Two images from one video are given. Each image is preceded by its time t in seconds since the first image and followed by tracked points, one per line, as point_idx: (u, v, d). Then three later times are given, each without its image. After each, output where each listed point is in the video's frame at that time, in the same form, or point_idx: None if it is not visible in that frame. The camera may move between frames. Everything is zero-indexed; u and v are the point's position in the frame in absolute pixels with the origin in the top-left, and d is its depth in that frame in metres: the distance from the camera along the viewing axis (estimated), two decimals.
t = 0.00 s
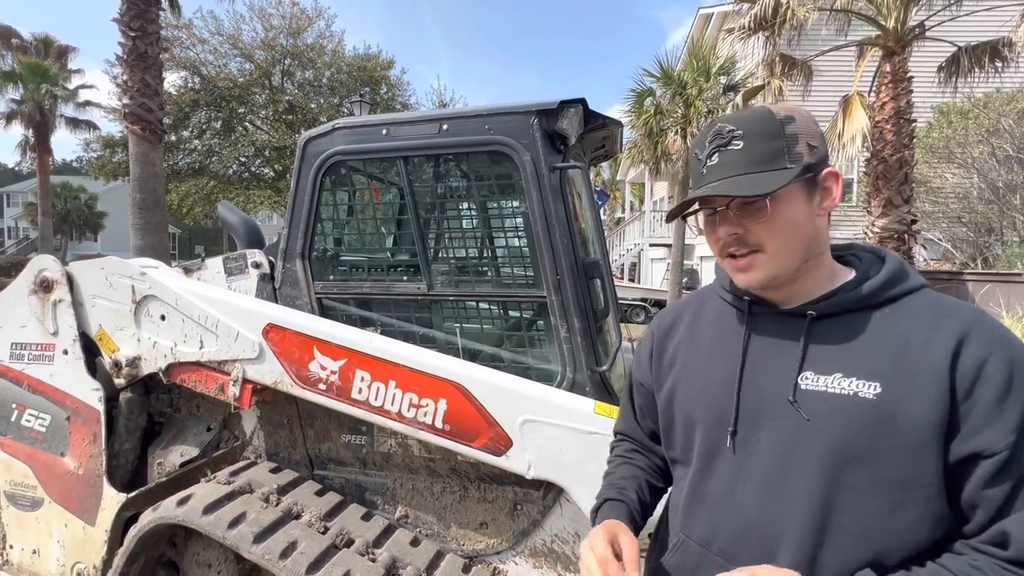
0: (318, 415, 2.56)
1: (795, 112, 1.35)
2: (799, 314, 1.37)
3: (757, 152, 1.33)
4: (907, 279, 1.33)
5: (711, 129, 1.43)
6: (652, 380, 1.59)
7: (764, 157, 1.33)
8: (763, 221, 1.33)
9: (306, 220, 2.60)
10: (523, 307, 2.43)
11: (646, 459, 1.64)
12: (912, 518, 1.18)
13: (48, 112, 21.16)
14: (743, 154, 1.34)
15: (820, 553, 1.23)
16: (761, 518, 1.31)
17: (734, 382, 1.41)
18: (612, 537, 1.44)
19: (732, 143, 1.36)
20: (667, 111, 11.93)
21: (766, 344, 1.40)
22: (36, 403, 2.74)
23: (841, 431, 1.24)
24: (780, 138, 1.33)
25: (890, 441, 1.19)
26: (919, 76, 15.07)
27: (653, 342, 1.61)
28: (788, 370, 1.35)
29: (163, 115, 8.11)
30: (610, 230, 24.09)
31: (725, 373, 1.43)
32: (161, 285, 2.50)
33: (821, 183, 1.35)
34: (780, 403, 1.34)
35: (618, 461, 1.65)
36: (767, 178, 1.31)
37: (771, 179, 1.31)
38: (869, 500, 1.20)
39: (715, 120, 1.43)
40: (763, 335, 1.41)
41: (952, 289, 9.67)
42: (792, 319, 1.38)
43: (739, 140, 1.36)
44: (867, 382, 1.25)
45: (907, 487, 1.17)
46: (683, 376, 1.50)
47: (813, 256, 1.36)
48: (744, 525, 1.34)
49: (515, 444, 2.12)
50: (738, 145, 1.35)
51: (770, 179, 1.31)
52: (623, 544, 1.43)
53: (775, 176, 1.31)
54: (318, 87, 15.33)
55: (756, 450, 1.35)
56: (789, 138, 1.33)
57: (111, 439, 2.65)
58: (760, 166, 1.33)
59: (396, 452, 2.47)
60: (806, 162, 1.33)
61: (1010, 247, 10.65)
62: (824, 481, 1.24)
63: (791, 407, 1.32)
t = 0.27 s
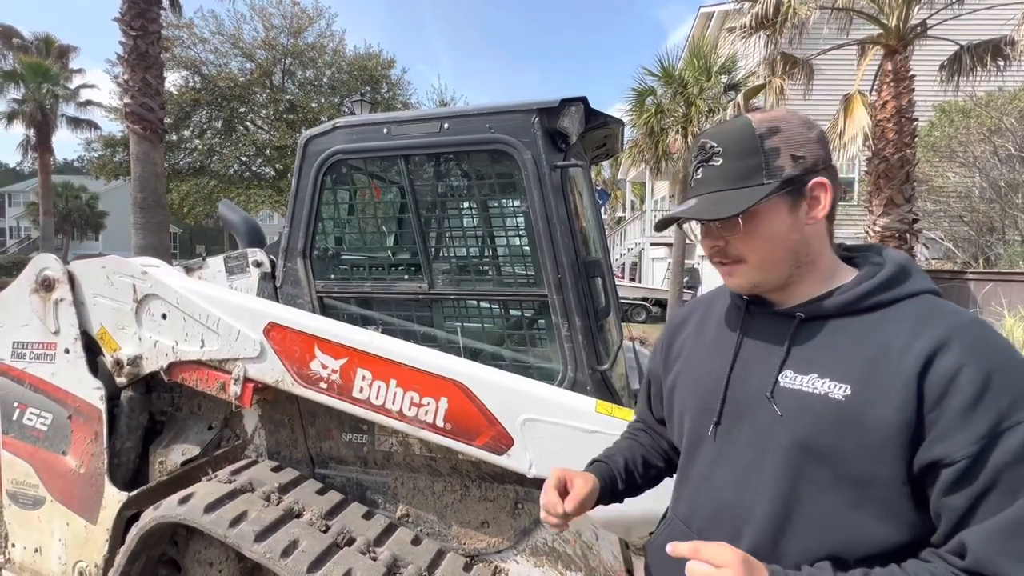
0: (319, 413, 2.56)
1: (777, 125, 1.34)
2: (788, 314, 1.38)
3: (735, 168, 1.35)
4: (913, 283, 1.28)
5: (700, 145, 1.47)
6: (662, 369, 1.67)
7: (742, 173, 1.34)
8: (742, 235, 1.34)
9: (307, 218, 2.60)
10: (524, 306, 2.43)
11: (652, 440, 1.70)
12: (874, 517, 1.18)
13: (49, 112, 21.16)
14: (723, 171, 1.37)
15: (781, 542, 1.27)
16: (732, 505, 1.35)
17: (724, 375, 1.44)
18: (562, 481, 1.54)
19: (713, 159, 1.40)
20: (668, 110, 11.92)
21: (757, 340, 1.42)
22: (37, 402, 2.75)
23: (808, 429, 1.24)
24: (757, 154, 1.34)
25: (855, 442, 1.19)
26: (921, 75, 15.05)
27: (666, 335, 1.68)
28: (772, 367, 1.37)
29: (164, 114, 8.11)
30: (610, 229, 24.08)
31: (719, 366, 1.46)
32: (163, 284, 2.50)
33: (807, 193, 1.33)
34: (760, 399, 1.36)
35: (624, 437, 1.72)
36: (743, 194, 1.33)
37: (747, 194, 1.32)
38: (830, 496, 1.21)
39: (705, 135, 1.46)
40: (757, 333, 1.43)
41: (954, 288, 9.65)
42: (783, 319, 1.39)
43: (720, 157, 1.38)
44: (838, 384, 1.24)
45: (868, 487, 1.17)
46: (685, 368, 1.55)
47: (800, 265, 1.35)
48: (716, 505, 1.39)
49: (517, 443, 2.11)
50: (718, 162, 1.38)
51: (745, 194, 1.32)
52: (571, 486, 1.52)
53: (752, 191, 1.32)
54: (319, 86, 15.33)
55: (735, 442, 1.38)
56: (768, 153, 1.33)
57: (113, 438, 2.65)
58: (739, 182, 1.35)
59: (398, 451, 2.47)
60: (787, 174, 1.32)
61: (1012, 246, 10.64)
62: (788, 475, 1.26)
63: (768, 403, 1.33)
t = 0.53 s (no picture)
0: (321, 412, 2.57)
1: (789, 126, 1.33)
2: (781, 313, 1.38)
3: (745, 166, 1.35)
4: (907, 280, 1.27)
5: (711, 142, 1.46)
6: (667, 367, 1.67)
7: (751, 172, 1.34)
8: (749, 232, 1.34)
9: (310, 217, 2.60)
10: (527, 305, 2.42)
11: (664, 438, 1.70)
12: (852, 510, 1.17)
13: (51, 112, 21.18)
14: (732, 168, 1.37)
15: (762, 534, 1.27)
16: (718, 500, 1.36)
17: (718, 372, 1.45)
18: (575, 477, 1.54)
19: (723, 157, 1.39)
20: (669, 109, 11.91)
21: (752, 336, 1.42)
22: (40, 401, 2.75)
23: (790, 423, 1.25)
24: (768, 153, 1.33)
25: (834, 436, 1.19)
26: (923, 74, 15.02)
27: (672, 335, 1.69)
28: (762, 363, 1.37)
29: (165, 114, 8.12)
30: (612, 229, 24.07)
31: (716, 364, 1.46)
32: (166, 284, 2.50)
33: (813, 195, 1.33)
34: (749, 395, 1.36)
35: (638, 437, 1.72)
36: (752, 191, 1.33)
37: (755, 193, 1.32)
38: (810, 489, 1.21)
39: (717, 132, 1.46)
40: (752, 331, 1.43)
41: (957, 287, 9.64)
42: (775, 316, 1.40)
43: (731, 154, 1.38)
44: (819, 379, 1.24)
45: (846, 480, 1.17)
46: (686, 367, 1.56)
47: (802, 265, 1.35)
48: (705, 496, 1.39)
49: (520, 442, 2.11)
50: (729, 159, 1.38)
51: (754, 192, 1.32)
52: (584, 483, 1.52)
53: (760, 190, 1.32)
54: (320, 86, 15.34)
55: (725, 438, 1.38)
56: (778, 153, 1.33)
57: (116, 437, 2.65)
58: (747, 181, 1.34)
59: (400, 450, 2.47)
60: (795, 176, 1.32)
61: (1015, 245, 10.61)
62: (770, 469, 1.26)
63: (756, 399, 1.33)
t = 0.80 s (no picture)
0: (323, 412, 2.57)
1: (789, 123, 1.34)
2: (778, 309, 1.38)
3: (747, 159, 1.34)
4: (904, 276, 1.28)
5: (711, 137, 1.46)
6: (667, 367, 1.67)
7: (750, 166, 1.34)
8: (749, 225, 1.33)
9: (311, 217, 2.60)
10: (528, 305, 2.42)
11: (663, 439, 1.70)
12: (853, 505, 1.17)
13: (53, 112, 21.19)
14: (733, 162, 1.36)
15: (763, 530, 1.26)
16: (719, 497, 1.35)
17: (718, 370, 1.44)
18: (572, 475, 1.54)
19: (724, 150, 1.39)
20: (671, 109, 11.90)
21: (751, 334, 1.42)
22: (43, 400, 2.75)
23: (789, 417, 1.24)
24: (768, 147, 1.33)
25: (833, 429, 1.19)
26: (925, 73, 14.99)
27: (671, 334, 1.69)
28: (761, 360, 1.37)
29: (167, 114, 8.12)
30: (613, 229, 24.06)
31: (716, 363, 1.46)
32: (167, 283, 2.50)
33: (812, 189, 1.33)
34: (748, 391, 1.35)
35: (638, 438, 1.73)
36: (753, 184, 1.32)
37: (756, 186, 1.31)
38: (810, 484, 1.21)
39: (718, 127, 1.45)
40: (751, 329, 1.43)
41: (959, 287, 9.63)
42: (773, 313, 1.39)
43: (731, 148, 1.38)
44: (818, 372, 1.24)
45: (846, 474, 1.17)
46: (686, 367, 1.55)
47: (801, 259, 1.34)
48: (706, 494, 1.39)
49: (522, 441, 2.11)
50: (730, 153, 1.37)
51: (755, 184, 1.32)
52: (582, 481, 1.51)
53: (760, 183, 1.32)
54: (322, 86, 15.35)
55: (725, 435, 1.38)
56: (779, 148, 1.33)
57: (118, 437, 2.65)
58: (748, 174, 1.34)
59: (401, 450, 2.47)
60: (794, 169, 1.32)
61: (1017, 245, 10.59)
62: (770, 464, 1.26)
63: (756, 395, 1.33)
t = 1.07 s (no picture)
0: (325, 412, 2.57)
1: (784, 120, 1.34)
2: (778, 310, 1.38)
3: (744, 157, 1.34)
4: (897, 275, 1.29)
5: (706, 137, 1.46)
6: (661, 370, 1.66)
7: (750, 162, 1.34)
8: (750, 221, 1.33)
9: (313, 217, 2.60)
10: (530, 304, 2.43)
11: (656, 445, 1.69)
12: (865, 504, 1.17)
13: (55, 113, 21.20)
14: (731, 159, 1.36)
15: (775, 534, 1.25)
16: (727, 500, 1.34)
17: (718, 371, 1.44)
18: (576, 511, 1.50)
19: (722, 149, 1.38)
20: (672, 109, 11.89)
21: (751, 335, 1.42)
22: (46, 400, 2.76)
23: (798, 418, 1.24)
24: (766, 145, 1.33)
25: (843, 428, 1.19)
26: (927, 72, 14.97)
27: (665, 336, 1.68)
28: (763, 361, 1.37)
29: (169, 114, 8.13)
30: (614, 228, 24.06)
31: (715, 364, 1.46)
32: (169, 283, 2.51)
33: (808, 187, 1.33)
34: (752, 393, 1.35)
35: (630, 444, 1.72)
36: (753, 180, 1.32)
37: (754, 183, 1.31)
38: (822, 485, 1.20)
39: (713, 127, 1.45)
40: (750, 330, 1.43)
41: (962, 287, 9.62)
42: (773, 314, 1.39)
43: (730, 146, 1.37)
44: (825, 372, 1.25)
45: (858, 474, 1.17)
46: (683, 368, 1.55)
47: (800, 256, 1.35)
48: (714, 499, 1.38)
49: (523, 440, 2.11)
50: (728, 150, 1.37)
51: (755, 181, 1.31)
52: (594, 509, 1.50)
53: (760, 180, 1.32)
54: (323, 86, 15.36)
55: (730, 436, 1.37)
56: (776, 145, 1.33)
57: (120, 436, 2.65)
58: (747, 171, 1.34)
59: (403, 450, 2.48)
60: (791, 167, 1.32)
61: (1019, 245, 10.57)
62: (780, 466, 1.25)
63: (760, 396, 1.33)
